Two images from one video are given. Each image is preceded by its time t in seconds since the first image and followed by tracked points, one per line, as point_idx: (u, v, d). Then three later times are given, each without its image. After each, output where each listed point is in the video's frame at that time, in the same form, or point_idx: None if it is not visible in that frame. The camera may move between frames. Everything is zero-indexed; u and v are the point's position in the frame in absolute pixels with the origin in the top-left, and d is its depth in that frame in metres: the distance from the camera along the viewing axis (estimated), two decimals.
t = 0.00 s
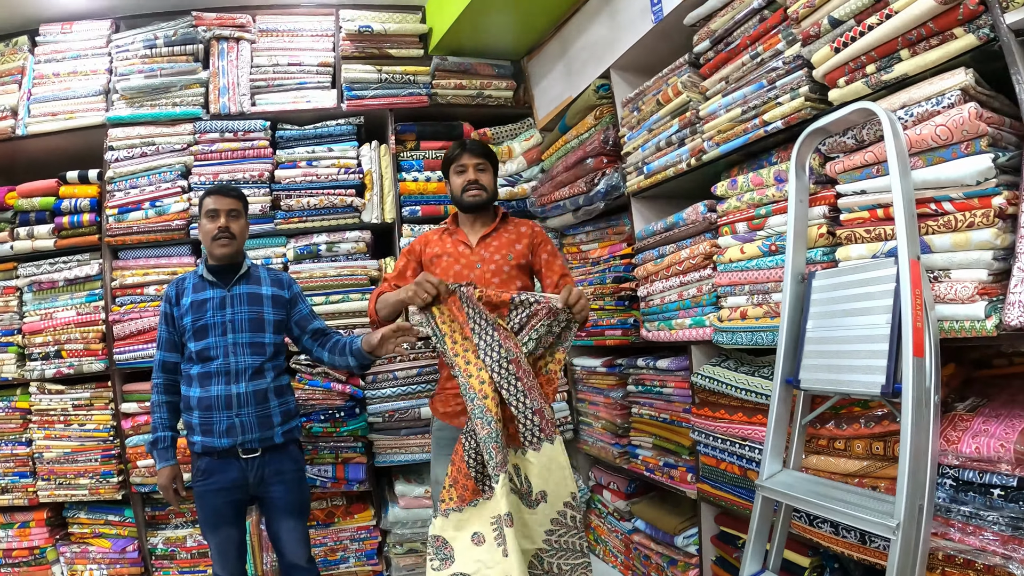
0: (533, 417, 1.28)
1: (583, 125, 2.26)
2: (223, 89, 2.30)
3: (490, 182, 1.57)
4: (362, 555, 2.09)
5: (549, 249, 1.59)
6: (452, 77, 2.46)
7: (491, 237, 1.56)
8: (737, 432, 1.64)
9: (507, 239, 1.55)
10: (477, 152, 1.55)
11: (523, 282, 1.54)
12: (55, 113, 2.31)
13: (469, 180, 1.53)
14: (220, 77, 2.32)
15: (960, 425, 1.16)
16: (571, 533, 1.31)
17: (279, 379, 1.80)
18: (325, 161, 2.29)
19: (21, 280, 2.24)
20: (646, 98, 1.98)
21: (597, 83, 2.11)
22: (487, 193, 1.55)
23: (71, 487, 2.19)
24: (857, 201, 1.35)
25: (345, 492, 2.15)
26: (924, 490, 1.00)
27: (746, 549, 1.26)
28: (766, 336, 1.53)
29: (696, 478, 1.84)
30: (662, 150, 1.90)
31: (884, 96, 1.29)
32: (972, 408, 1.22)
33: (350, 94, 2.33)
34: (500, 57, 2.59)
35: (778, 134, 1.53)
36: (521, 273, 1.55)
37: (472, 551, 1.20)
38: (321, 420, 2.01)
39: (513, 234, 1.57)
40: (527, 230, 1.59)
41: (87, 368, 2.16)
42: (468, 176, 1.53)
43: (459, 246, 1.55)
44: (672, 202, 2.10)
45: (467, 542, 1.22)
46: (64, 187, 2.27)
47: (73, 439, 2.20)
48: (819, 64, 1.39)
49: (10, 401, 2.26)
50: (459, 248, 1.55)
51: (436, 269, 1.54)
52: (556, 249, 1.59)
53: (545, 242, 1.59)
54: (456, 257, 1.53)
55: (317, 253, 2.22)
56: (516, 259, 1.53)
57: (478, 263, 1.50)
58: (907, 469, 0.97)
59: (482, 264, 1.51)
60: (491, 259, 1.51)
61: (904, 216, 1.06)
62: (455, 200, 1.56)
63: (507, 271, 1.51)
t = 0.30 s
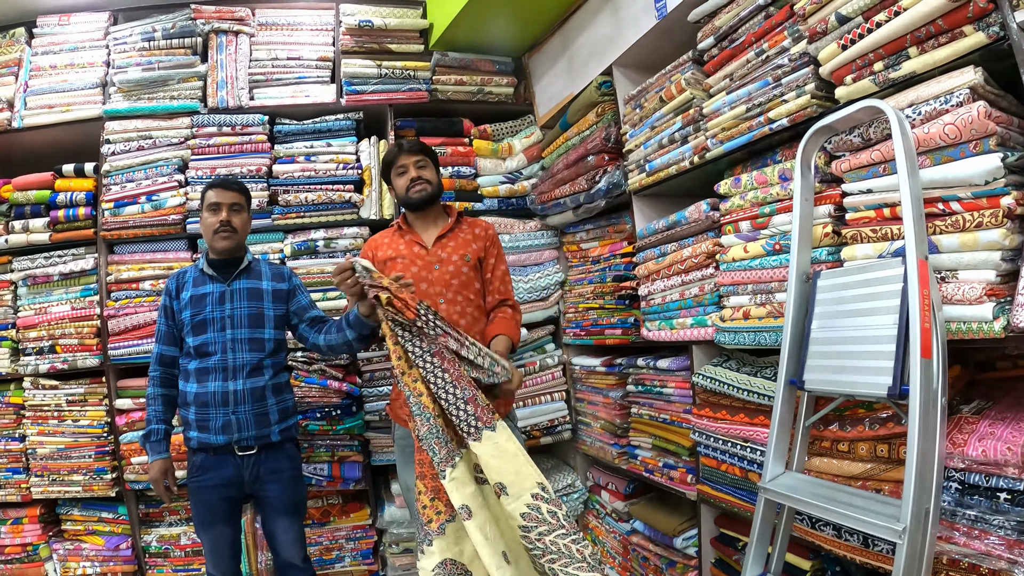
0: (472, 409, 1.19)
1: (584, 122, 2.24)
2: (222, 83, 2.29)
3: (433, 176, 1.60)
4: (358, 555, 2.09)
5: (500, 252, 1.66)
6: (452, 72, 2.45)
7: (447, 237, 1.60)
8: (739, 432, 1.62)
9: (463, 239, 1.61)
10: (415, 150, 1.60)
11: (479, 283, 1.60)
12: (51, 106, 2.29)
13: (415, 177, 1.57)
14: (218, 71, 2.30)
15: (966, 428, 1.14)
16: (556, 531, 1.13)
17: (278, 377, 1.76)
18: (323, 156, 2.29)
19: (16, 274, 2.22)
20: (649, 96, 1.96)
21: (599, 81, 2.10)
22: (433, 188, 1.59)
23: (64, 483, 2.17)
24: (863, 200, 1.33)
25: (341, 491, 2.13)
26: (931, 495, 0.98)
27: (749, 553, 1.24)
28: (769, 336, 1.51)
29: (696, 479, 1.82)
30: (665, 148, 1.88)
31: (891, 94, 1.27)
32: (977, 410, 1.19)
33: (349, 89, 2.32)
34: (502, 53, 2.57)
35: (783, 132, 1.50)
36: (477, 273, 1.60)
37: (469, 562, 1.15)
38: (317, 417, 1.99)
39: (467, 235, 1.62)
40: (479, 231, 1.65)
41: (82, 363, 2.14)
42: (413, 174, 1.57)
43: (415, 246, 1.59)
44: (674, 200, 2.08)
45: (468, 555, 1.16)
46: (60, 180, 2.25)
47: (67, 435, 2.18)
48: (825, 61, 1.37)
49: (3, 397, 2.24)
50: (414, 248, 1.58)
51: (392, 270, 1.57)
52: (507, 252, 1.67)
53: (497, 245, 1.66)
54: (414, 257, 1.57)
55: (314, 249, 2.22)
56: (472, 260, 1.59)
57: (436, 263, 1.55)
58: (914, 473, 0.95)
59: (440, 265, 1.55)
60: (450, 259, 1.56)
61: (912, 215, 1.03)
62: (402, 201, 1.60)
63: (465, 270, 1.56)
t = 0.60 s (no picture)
0: (464, 433, 1.22)
1: (587, 120, 2.24)
2: (224, 77, 2.29)
3: (402, 177, 1.54)
4: (356, 551, 2.09)
5: (477, 247, 1.62)
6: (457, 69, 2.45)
7: (423, 236, 1.55)
8: (739, 433, 1.61)
9: (439, 236, 1.56)
10: (379, 150, 1.52)
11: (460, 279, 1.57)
12: (53, 100, 2.29)
13: (386, 179, 1.50)
14: (221, 65, 2.30)
15: (968, 433, 1.13)
16: None
17: (271, 376, 1.74)
18: (325, 151, 2.32)
19: (16, 267, 2.22)
20: (652, 94, 1.95)
21: (602, 79, 2.10)
22: (403, 189, 1.53)
23: (63, 477, 2.17)
24: (866, 202, 1.32)
25: (340, 487, 2.13)
26: (931, 499, 0.97)
27: (747, 554, 1.24)
28: (771, 337, 1.50)
29: (695, 480, 1.82)
30: (668, 147, 1.88)
31: (897, 95, 1.26)
32: (979, 414, 1.19)
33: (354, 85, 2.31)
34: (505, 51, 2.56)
35: (787, 132, 1.50)
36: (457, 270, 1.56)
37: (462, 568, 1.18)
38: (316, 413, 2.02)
39: (443, 232, 1.57)
40: (452, 227, 1.59)
41: (81, 357, 2.13)
42: (381, 177, 1.50)
43: (391, 247, 1.53)
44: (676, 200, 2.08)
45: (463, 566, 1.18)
46: (61, 174, 2.26)
47: (66, 429, 2.18)
48: (830, 62, 1.36)
49: (3, 390, 2.23)
50: (391, 249, 1.52)
51: (369, 273, 1.52)
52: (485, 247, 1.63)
53: (474, 240, 1.62)
54: (390, 258, 1.51)
55: (316, 245, 2.24)
56: (451, 257, 1.54)
57: (415, 264, 1.50)
58: (915, 477, 0.94)
59: (419, 264, 1.51)
60: (428, 258, 1.51)
61: (916, 218, 1.03)
62: (373, 205, 1.53)
63: (446, 268, 1.52)
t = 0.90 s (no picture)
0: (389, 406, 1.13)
1: (590, 119, 2.24)
2: (228, 74, 2.29)
3: (395, 186, 1.51)
4: (356, 548, 2.11)
5: (474, 244, 1.60)
6: (461, 67, 2.47)
7: (418, 234, 1.55)
8: (738, 434, 1.61)
9: (433, 234, 1.55)
10: (371, 160, 1.46)
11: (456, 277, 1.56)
12: (58, 95, 2.29)
13: (380, 191, 1.48)
14: (225, 62, 2.31)
15: (967, 437, 1.13)
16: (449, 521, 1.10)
17: (251, 376, 1.73)
18: (329, 149, 2.33)
19: (21, 262, 2.23)
20: (656, 93, 1.95)
21: (606, 78, 2.09)
22: (396, 199, 1.51)
23: (65, 471, 2.18)
24: (868, 204, 1.33)
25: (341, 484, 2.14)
26: (929, 503, 0.97)
27: (745, 556, 1.24)
28: (771, 339, 1.50)
29: (695, 480, 1.82)
30: (671, 147, 1.88)
31: (900, 97, 1.26)
32: (978, 419, 1.19)
33: (357, 82, 2.33)
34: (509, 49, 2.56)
35: (790, 133, 1.50)
36: (452, 268, 1.56)
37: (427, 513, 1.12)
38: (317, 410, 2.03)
39: (438, 230, 1.56)
40: (449, 224, 1.58)
41: (85, 352, 2.15)
42: (374, 189, 1.47)
43: (386, 247, 1.53)
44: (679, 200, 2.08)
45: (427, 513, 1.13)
46: (66, 169, 2.27)
47: (69, 423, 2.20)
48: (834, 63, 1.36)
49: (6, 383, 2.25)
50: (386, 249, 1.53)
51: (364, 271, 1.53)
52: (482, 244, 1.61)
53: (470, 237, 1.60)
54: (385, 258, 1.52)
55: (318, 242, 2.26)
56: (446, 255, 1.54)
57: (409, 262, 1.51)
58: (913, 480, 0.95)
59: (414, 262, 1.51)
60: (423, 257, 1.52)
61: (917, 222, 1.03)
62: (367, 212, 1.52)
63: (440, 266, 1.53)
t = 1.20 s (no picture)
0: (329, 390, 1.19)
1: (596, 118, 2.24)
2: (234, 71, 2.30)
3: (399, 197, 1.47)
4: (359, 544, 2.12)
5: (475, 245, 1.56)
6: (467, 65, 2.46)
7: (415, 235, 1.54)
8: (742, 434, 1.61)
9: (430, 236, 1.53)
10: (377, 172, 1.42)
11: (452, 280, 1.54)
12: (63, 92, 2.29)
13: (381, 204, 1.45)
14: (231, 59, 2.31)
15: (971, 439, 1.13)
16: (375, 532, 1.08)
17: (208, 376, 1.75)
18: (334, 146, 2.34)
19: (26, 258, 2.24)
20: (662, 93, 1.95)
21: (612, 77, 2.09)
22: (400, 212, 1.49)
23: (70, 466, 2.19)
24: (873, 206, 1.32)
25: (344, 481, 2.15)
26: (932, 505, 0.97)
27: (747, 556, 1.24)
28: (775, 339, 1.49)
29: (698, 480, 1.82)
30: (676, 146, 1.88)
31: (906, 98, 1.26)
32: (982, 421, 1.18)
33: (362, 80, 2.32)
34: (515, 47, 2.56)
35: (795, 134, 1.50)
36: (448, 270, 1.54)
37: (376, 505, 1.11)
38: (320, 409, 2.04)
39: (436, 231, 1.54)
40: (450, 226, 1.55)
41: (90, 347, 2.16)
42: (379, 204, 1.45)
43: (383, 247, 1.53)
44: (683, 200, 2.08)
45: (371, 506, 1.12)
46: (71, 165, 2.28)
47: (73, 419, 2.21)
48: (840, 63, 1.36)
49: (11, 378, 2.26)
50: (383, 249, 1.53)
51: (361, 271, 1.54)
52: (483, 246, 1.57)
53: (471, 238, 1.56)
54: (381, 258, 1.52)
55: (323, 239, 2.27)
56: (442, 256, 1.52)
57: (404, 264, 1.50)
58: (916, 481, 0.95)
59: (408, 264, 1.50)
60: (417, 259, 1.50)
61: (923, 223, 1.02)
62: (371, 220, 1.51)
63: (434, 269, 1.51)
